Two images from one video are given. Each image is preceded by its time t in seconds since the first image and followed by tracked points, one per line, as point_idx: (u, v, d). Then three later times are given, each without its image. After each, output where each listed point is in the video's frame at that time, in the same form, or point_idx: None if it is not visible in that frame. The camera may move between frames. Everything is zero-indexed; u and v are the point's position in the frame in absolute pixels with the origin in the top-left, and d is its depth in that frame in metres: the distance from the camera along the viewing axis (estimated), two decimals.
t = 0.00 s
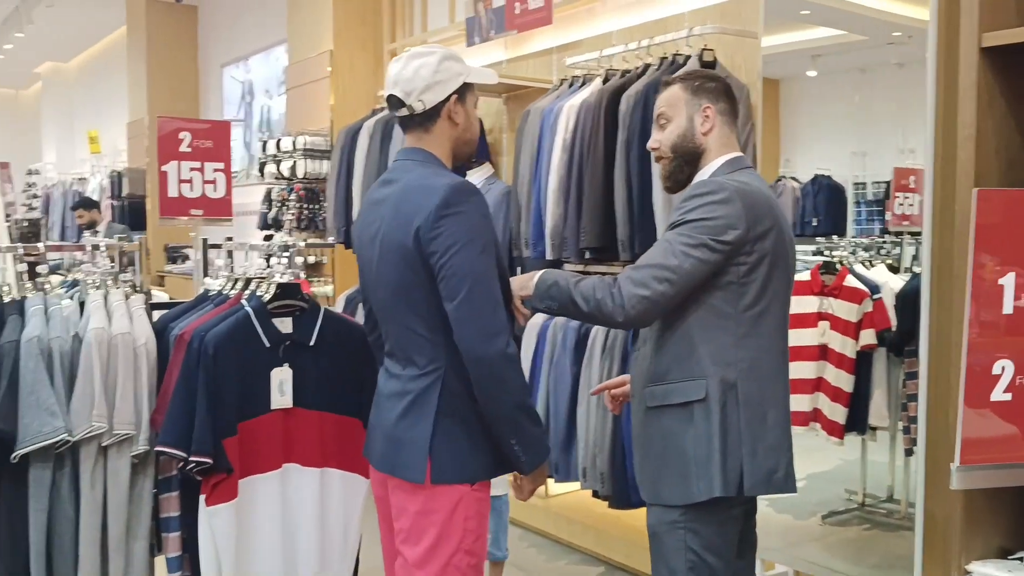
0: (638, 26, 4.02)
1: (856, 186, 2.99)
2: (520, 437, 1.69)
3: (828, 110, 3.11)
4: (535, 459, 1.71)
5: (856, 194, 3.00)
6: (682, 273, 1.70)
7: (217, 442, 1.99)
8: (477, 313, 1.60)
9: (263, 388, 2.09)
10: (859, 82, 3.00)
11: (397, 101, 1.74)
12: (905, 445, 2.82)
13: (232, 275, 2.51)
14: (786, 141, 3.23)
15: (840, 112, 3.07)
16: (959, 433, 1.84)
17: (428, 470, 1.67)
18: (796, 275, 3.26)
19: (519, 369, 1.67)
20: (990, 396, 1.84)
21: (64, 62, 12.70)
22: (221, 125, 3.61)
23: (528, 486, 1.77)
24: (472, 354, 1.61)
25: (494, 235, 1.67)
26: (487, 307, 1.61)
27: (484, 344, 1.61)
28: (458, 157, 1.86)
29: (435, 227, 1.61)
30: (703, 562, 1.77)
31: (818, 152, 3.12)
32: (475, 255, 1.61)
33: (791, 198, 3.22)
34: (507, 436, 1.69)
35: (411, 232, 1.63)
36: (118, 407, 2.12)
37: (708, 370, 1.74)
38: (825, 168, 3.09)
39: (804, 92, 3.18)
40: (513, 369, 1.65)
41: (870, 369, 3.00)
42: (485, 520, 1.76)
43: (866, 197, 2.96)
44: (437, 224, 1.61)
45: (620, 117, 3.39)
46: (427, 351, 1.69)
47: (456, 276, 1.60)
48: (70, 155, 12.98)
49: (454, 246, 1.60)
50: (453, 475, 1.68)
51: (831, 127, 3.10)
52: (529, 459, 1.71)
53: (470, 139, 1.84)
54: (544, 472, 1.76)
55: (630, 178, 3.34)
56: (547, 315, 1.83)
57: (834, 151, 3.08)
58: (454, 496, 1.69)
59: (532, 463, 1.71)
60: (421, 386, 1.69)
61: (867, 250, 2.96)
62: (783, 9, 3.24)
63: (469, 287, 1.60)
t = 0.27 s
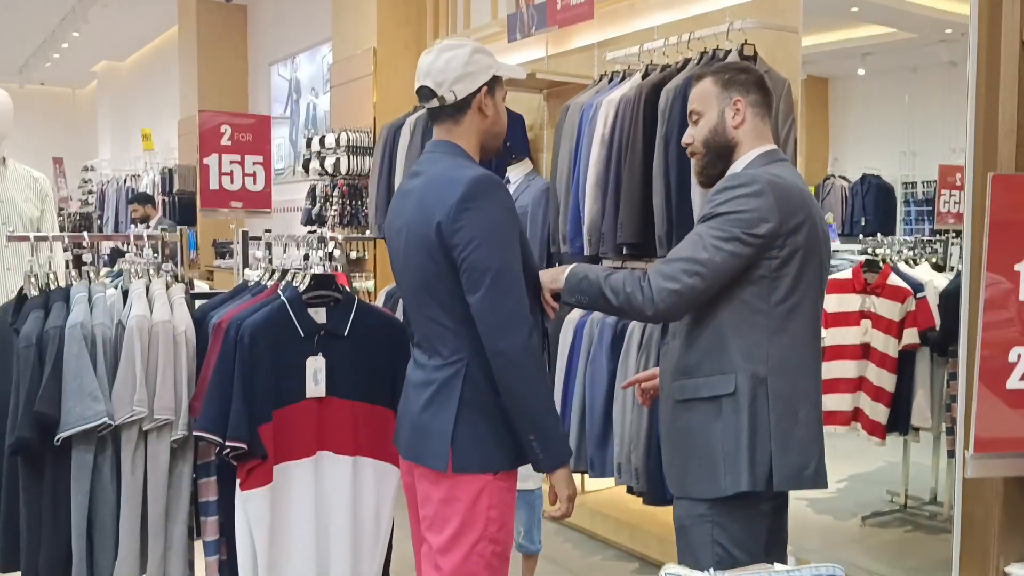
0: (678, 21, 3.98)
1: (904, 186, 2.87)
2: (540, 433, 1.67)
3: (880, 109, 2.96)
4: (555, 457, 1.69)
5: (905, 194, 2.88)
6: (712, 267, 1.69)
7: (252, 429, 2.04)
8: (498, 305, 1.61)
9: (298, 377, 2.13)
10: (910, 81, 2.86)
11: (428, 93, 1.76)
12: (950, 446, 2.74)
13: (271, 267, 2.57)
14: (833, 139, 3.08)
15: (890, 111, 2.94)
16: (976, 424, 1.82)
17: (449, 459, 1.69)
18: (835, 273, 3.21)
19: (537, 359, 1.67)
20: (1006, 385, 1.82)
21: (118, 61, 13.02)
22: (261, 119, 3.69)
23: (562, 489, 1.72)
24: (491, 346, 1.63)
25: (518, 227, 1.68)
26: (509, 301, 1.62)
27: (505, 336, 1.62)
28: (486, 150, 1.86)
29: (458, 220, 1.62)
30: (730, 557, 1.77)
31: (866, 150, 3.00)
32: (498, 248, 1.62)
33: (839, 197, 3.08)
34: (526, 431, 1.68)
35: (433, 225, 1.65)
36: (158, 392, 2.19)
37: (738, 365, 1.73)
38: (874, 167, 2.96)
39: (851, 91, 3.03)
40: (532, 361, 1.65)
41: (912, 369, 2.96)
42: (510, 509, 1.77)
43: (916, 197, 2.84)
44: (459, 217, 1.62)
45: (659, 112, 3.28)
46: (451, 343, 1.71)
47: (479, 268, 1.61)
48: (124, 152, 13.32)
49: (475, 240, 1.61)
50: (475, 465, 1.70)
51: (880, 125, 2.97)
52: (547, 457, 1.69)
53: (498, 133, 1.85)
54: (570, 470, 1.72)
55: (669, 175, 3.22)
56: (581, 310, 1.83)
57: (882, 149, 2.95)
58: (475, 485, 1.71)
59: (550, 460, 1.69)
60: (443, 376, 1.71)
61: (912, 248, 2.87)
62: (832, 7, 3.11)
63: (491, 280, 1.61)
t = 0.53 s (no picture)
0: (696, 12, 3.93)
1: (929, 178, 2.79)
2: (540, 425, 1.66)
3: (904, 104, 2.89)
4: (549, 452, 1.67)
5: (929, 187, 2.80)
6: (725, 263, 1.67)
7: (263, 420, 2.05)
8: (498, 296, 1.61)
9: (310, 367, 2.14)
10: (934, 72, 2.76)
11: (433, 85, 1.75)
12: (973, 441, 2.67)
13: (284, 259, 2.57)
14: (856, 133, 3.01)
15: (915, 106, 2.85)
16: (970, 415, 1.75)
17: (451, 450, 1.68)
18: (854, 268, 3.18)
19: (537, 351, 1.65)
20: (1005, 377, 1.75)
21: (140, 55, 13.12)
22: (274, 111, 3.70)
23: (557, 485, 1.70)
24: (489, 339, 1.63)
25: (520, 218, 1.68)
26: (508, 292, 1.62)
27: (505, 326, 1.62)
28: (491, 142, 1.86)
29: (460, 209, 1.62)
30: (739, 551, 1.75)
31: (891, 143, 2.93)
32: (498, 240, 1.62)
33: (863, 190, 3.00)
34: (522, 423, 1.66)
35: (437, 214, 1.65)
36: (170, 383, 2.21)
37: (750, 361, 1.72)
38: (898, 161, 2.89)
39: (875, 86, 2.94)
40: (530, 353, 1.64)
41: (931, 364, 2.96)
42: (514, 502, 1.77)
43: (941, 191, 2.76)
44: (461, 206, 1.62)
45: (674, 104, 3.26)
46: (454, 334, 1.70)
47: (480, 258, 1.61)
48: (146, 145, 13.42)
49: (477, 230, 1.61)
50: (478, 457, 1.70)
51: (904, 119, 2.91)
52: (541, 450, 1.67)
53: (503, 124, 1.84)
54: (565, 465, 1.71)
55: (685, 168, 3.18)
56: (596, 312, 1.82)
57: (906, 145, 2.88)
58: (478, 476, 1.71)
59: (545, 454, 1.67)
60: (447, 368, 1.70)
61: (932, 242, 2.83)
62: None
63: (491, 269, 1.61)
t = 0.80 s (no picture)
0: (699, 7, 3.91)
1: (935, 173, 2.78)
2: (530, 419, 1.68)
3: (915, 99, 2.89)
4: (541, 444, 1.69)
5: (935, 181, 2.78)
6: (728, 261, 1.67)
7: (265, 414, 2.06)
8: (489, 291, 1.61)
9: (311, 362, 2.15)
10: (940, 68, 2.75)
11: (429, 81, 1.76)
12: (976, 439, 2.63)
13: (285, 253, 2.57)
14: (864, 128, 3.01)
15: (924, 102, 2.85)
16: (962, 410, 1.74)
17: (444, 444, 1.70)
18: (857, 262, 3.15)
19: (528, 345, 1.66)
20: (998, 371, 1.75)
21: (145, 49, 13.12)
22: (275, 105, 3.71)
23: (546, 475, 1.72)
24: (480, 333, 1.63)
25: (513, 213, 1.68)
26: (499, 286, 1.62)
27: (497, 320, 1.62)
28: (489, 137, 1.85)
29: (453, 204, 1.63)
30: (739, 544, 1.75)
31: (898, 138, 2.92)
32: (489, 234, 1.62)
33: (868, 185, 2.99)
34: (512, 418, 1.67)
35: (430, 208, 1.66)
36: (172, 377, 2.22)
37: (752, 358, 1.72)
38: (903, 155, 2.89)
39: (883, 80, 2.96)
40: (522, 347, 1.64)
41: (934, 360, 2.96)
42: (510, 496, 1.77)
43: (946, 185, 2.73)
44: (454, 201, 1.63)
45: (676, 100, 3.25)
46: (447, 328, 1.71)
47: (471, 253, 1.62)
48: (151, 139, 13.44)
49: (469, 225, 1.62)
50: (472, 450, 1.71)
51: (909, 115, 2.90)
52: (532, 442, 1.68)
53: (501, 120, 1.83)
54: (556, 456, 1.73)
55: (686, 162, 3.18)
56: (598, 315, 1.82)
57: (915, 141, 2.87)
58: (474, 470, 1.72)
59: (534, 446, 1.68)
60: (440, 362, 1.71)
61: (936, 237, 2.82)
62: None
63: (483, 264, 1.61)
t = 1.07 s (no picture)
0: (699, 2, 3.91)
1: (934, 168, 2.78)
2: (524, 407, 1.68)
3: (915, 94, 2.88)
4: (532, 433, 1.69)
5: (934, 176, 2.79)
6: (728, 256, 1.67)
7: (267, 407, 2.07)
8: (480, 283, 1.62)
9: (313, 356, 2.16)
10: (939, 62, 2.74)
11: (431, 78, 1.77)
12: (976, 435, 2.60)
13: (287, 248, 2.58)
14: (862, 122, 3.03)
15: (923, 98, 2.84)
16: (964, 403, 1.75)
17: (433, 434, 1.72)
18: (856, 257, 3.17)
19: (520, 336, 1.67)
20: (1000, 365, 1.75)
21: (145, 44, 13.11)
22: (275, 100, 3.71)
23: (544, 458, 1.75)
24: (473, 325, 1.64)
25: (506, 206, 1.68)
26: (490, 279, 1.62)
27: (487, 313, 1.62)
28: (490, 135, 1.85)
29: (444, 198, 1.64)
30: (741, 537, 1.76)
31: (898, 133, 2.92)
32: (479, 226, 1.62)
33: (867, 179, 3.00)
34: (505, 405, 1.67)
35: (423, 203, 1.68)
36: (175, 371, 2.24)
37: (753, 352, 1.73)
38: (902, 150, 2.88)
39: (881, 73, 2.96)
40: (513, 340, 1.65)
41: (933, 354, 2.95)
42: (504, 486, 1.78)
43: (946, 179, 2.74)
44: (445, 195, 1.64)
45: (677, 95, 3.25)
46: (439, 320, 1.72)
47: (461, 246, 1.62)
48: (152, 134, 13.44)
49: (459, 218, 1.63)
50: (458, 440, 1.72)
51: (908, 109, 2.90)
52: (525, 429, 1.68)
53: (501, 116, 1.83)
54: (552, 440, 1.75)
55: (687, 156, 3.18)
56: (599, 310, 1.82)
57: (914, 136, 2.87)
58: (467, 463, 1.73)
59: (527, 434, 1.69)
60: (432, 352, 1.72)
61: (935, 231, 2.82)
62: None
63: (472, 257, 1.62)
